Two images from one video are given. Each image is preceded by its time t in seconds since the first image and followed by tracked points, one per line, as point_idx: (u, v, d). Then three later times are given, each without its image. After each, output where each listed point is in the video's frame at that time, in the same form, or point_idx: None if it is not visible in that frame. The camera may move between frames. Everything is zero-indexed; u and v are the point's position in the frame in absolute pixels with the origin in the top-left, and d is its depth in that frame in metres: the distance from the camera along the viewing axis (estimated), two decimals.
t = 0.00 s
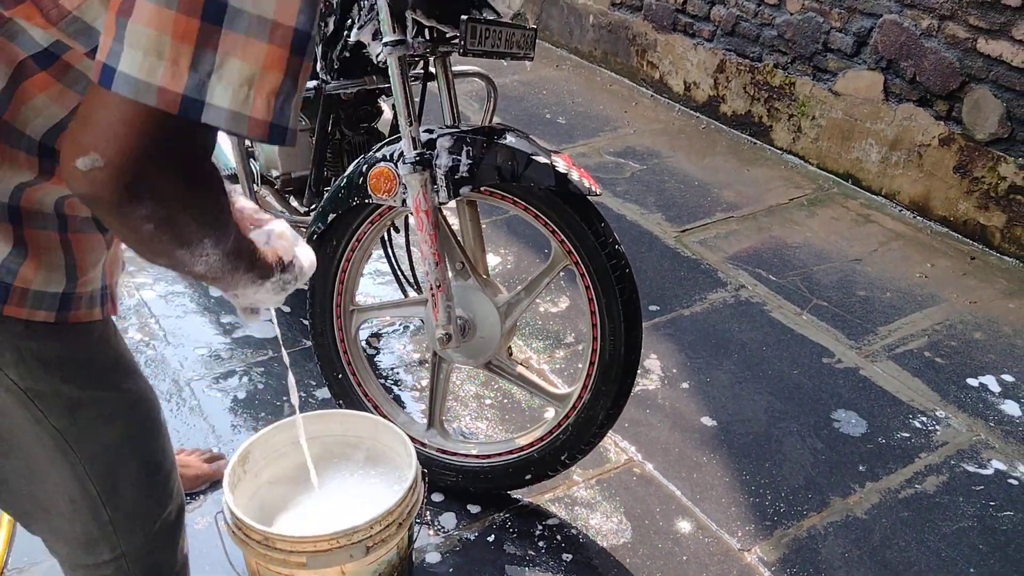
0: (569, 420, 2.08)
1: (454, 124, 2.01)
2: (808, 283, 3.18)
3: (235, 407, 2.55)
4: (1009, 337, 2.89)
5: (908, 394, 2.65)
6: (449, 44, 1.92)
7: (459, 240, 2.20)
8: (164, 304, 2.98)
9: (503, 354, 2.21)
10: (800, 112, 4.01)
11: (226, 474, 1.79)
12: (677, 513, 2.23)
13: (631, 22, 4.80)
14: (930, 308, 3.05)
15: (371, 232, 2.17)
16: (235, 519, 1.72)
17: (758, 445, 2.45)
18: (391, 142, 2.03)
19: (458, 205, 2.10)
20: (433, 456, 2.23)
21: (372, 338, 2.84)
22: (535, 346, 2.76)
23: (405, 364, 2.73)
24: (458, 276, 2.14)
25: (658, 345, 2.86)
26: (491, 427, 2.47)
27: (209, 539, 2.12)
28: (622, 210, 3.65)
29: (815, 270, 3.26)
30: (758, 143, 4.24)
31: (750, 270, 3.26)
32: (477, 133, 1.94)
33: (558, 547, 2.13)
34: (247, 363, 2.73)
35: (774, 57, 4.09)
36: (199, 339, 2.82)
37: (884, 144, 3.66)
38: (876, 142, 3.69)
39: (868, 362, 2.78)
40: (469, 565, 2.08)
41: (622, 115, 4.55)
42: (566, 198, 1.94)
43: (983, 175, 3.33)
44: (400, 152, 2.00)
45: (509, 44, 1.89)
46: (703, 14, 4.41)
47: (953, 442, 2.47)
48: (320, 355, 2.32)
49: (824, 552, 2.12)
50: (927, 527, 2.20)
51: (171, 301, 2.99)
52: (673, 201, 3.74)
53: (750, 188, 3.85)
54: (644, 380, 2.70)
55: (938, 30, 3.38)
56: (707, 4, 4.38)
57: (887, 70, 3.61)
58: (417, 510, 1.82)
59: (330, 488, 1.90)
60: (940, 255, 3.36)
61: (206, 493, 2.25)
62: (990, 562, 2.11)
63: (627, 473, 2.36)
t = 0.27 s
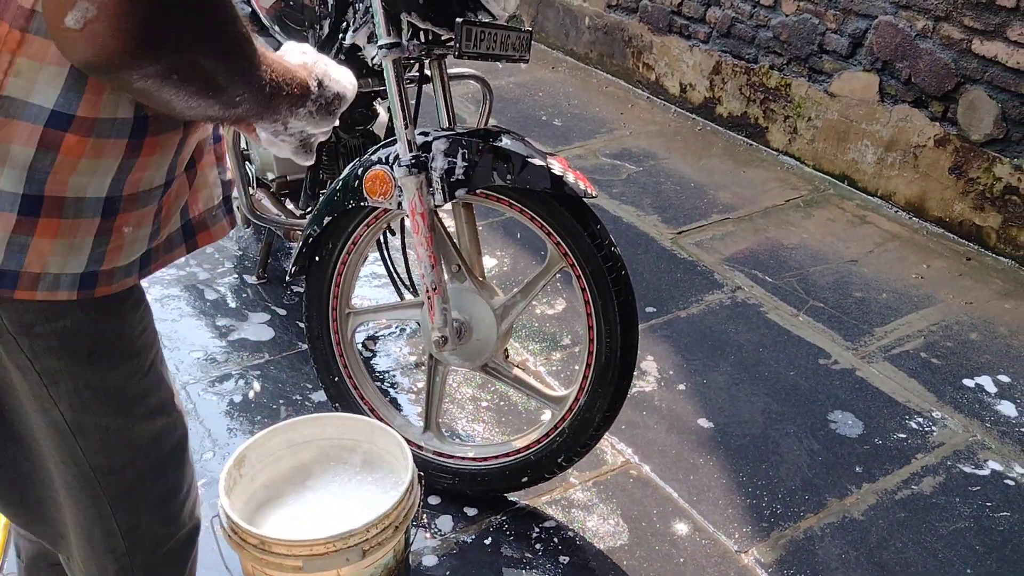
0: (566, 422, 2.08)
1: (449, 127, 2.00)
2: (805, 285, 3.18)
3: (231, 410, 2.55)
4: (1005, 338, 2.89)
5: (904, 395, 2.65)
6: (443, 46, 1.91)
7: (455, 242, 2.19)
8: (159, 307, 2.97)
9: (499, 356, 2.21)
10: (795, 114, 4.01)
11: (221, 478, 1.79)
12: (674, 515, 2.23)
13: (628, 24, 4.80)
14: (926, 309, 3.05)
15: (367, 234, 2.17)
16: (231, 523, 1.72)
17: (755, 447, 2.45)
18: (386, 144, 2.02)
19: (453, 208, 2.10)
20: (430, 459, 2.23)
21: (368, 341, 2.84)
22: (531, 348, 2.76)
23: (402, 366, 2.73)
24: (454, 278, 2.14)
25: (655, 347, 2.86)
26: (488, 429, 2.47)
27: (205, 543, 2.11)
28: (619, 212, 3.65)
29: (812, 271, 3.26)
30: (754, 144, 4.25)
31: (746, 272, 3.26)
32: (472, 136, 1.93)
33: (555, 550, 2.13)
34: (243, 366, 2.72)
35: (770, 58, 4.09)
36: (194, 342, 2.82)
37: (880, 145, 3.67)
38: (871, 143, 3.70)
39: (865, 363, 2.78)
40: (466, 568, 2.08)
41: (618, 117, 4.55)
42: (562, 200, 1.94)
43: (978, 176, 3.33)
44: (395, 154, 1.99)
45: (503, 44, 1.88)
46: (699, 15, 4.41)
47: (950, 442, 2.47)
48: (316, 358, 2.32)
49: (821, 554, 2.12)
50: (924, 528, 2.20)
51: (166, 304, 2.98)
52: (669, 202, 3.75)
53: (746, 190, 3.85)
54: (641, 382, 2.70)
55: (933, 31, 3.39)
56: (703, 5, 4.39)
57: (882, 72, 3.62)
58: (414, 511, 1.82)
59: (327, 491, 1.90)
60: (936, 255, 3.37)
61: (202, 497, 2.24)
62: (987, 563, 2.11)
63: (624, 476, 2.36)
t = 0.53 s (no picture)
0: (561, 425, 2.08)
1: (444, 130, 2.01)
2: (800, 288, 3.19)
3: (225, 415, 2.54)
4: (999, 340, 2.90)
5: (899, 398, 2.65)
6: (439, 49, 1.91)
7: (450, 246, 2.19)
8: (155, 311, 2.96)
9: (495, 360, 2.21)
10: (790, 117, 4.02)
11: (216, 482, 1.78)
12: (669, 519, 2.23)
13: (623, 27, 4.81)
14: (921, 311, 3.06)
15: (362, 238, 2.17)
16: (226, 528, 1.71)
17: (750, 450, 2.45)
18: (381, 148, 2.03)
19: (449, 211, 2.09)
20: (425, 462, 2.23)
21: (364, 344, 2.84)
22: (527, 351, 2.76)
23: (398, 370, 2.73)
24: (449, 282, 2.14)
25: (651, 350, 2.86)
26: (484, 433, 2.46)
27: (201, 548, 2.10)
28: (614, 215, 3.65)
29: (807, 274, 3.27)
30: (749, 147, 4.25)
31: (741, 275, 3.27)
32: (468, 140, 1.94)
33: (550, 553, 2.13)
34: (238, 370, 2.72)
35: (764, 62, 4.11)
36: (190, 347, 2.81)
37: (874, 148, 3.68)
38: (865, 147, 3.71)
39: (860, 366, 2.78)
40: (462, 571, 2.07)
41: (613, 120, 4.56)
42: (557, 204, 1.94)
43: (973, 179, 3.34)
44: (391, 158, 2.00)
45: (500, 48, 1.88)
46: (694, 19, 4.42)
47: (945, 445, 2.48)
48: (311, 362, 2.32)
49: (817, 557, 2.12)
50: (919, 531, 2.21)
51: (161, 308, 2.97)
52: (664, 206, 3.75)
53: (741, 193, 3.85)
54: (636, 386, 2.70)
55: (927, 35, 3.40)
56: (698, 9, 4.40)
57: (876, 75, 3.63)
58: (411, 515, 1.82)
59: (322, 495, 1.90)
60: (930, 258, 3.37)
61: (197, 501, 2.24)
62: (982, 565, 2.11)
63: (620, 479, 2.36)
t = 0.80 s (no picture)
0: (555, 430, 2.07)
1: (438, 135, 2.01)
2: (792, 290, 3.19)
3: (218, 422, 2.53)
4: (991, 342, 2.91)
5: (892, 400, 2.66)
6: (429, 55, 1.92)
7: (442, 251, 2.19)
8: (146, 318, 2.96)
9: (488, 365, 2.21)
10: (781, 120, 4.03)
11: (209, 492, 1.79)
12: (663, 523, 2.23)
13: (614, 31, 4.82)
14: (912, 313, 3.07)
15: (354, 244, 2.16)
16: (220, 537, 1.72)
17: (744, 453, 2.45)
18: (374, 153, 2.02)
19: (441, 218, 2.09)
20: (419, 468, 2.22)
21: (357, 350, 2.83)
22: (520, 355, 2.76)
23: (391, 376, 2.72)
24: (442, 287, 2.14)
25: (644, 354, 2.86)
26: (477, 438, 2.46)
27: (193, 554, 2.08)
28: (606, 219, 3.66)
29: (799, 277, 3.28)
30: (740, 150, 4.27)
31: (734, 278, 3.27)
32: (460, 146, 1.94)
33: (545, 558, 2.12)
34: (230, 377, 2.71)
35: (755, 65, 4.12)
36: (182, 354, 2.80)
37: (865, 151, 3.69)
38: (856, 150, 3.72)
39: (852, 368, 2.79)
40: None
41: (605, 124, 4.56)
42: (549, 208, 1.94)
43: (963, 182, 3.36)
44: (382, 164, 2.00)
45: (491, 55, 1.89)
46: (685, 23, 4.44)
47: (937, 447, 2.49)
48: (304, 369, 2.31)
49: (811, 559, 2.12)
50: (912, 533, 2.21)
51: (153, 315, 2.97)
52: (656, 209, 3.76)
53: (733, 197, 3.86)
54: (630, 390, 2.70)
55: (916, 38, 3.42)
56: (689, 13, 4.41)
57: (867, 78, 3.64)
58: (404, 522, 1.82)
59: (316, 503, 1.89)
60: (921, 260, 3.39)
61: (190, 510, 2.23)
62: (976, 567, 2.12)
63: (614, 483, 2.36)
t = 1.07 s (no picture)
0: (543, 438, 2.07)
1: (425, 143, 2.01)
2: (780, 297, 3.20)
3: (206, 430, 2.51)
4: (977, 347, 2.93)
5: (879, 406, 2.67)
6: (417, 62, 1.90)
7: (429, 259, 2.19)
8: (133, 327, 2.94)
9: (477, 373, 2.21)
10: (768, 127, 4.05)
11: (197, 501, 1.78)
12: (652, 530, 2.23)
13: (601, 39, 4.84)
14: (899, 319, 3.08)
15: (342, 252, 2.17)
16: (207, 547, 1.71)
17: (732, 459, 2.45)
18: (361, 161, 2.02)
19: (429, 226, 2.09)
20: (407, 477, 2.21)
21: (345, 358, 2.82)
22: (509, 363, 2.75)
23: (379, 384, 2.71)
24: (430, 294, 2.13)
25: (633, 361, 2.86)
26: (466, 446, 2.45)
27: (179, 565, 2.07)
28: (594, 226, 3.66)
29: (787, 283, 3.29)
30: (728, 157, 4.28)
31: (722, 284, 3.28)
32: (450, 153, 1.95)
33: (534, 566, 2.12)
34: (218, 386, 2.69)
35: (742, 73, 4.14)
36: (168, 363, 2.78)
37: (852, 158, 3.71)
38: (843, 156, 3.74)
39: (839, 374, 2.80)
40: None
41: (593, 132, 4.57)
42: (537, 215, 1.95)
43: (949, 188, 3.38)
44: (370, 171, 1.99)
45: (477, 63, 1.89)
46: (672, 31, 4.46)
47: (925, 452, 2.49)
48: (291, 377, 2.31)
49: (799, 566, 2.13)
50: (901, 538, 2.22)
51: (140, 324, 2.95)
52: (645, 216, 3.76)
53: (721, 203, 3.87)
54: (618, 396, 2.70)
55: (902, 45, 3.44)
56: (676, 20, 4.43)
57: (853, 86, 3.66)
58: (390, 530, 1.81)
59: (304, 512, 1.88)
60: (908, 266, 3.40)
61: (177, 519, 2.21)
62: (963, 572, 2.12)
63: (603, 490, 2.35)
